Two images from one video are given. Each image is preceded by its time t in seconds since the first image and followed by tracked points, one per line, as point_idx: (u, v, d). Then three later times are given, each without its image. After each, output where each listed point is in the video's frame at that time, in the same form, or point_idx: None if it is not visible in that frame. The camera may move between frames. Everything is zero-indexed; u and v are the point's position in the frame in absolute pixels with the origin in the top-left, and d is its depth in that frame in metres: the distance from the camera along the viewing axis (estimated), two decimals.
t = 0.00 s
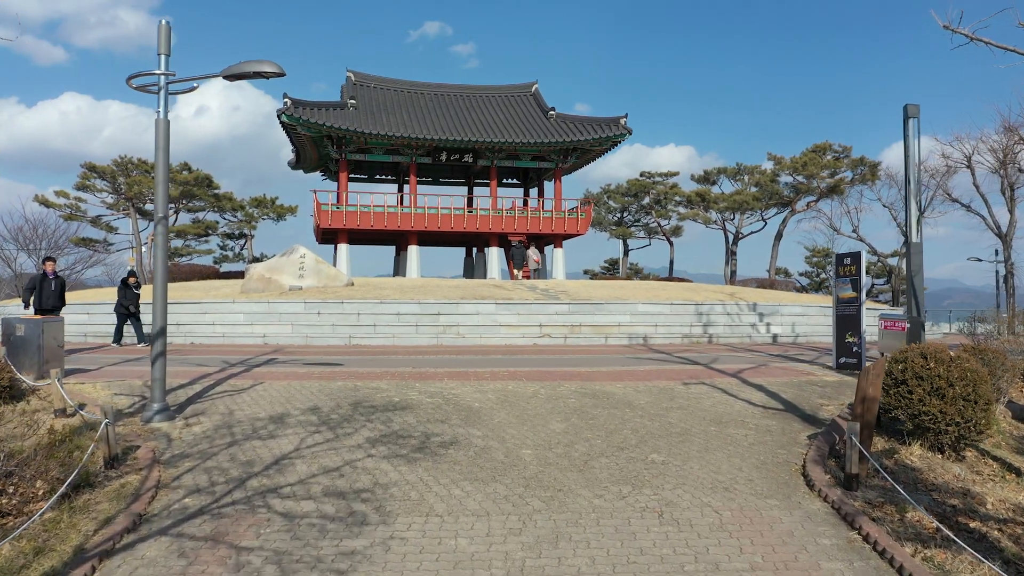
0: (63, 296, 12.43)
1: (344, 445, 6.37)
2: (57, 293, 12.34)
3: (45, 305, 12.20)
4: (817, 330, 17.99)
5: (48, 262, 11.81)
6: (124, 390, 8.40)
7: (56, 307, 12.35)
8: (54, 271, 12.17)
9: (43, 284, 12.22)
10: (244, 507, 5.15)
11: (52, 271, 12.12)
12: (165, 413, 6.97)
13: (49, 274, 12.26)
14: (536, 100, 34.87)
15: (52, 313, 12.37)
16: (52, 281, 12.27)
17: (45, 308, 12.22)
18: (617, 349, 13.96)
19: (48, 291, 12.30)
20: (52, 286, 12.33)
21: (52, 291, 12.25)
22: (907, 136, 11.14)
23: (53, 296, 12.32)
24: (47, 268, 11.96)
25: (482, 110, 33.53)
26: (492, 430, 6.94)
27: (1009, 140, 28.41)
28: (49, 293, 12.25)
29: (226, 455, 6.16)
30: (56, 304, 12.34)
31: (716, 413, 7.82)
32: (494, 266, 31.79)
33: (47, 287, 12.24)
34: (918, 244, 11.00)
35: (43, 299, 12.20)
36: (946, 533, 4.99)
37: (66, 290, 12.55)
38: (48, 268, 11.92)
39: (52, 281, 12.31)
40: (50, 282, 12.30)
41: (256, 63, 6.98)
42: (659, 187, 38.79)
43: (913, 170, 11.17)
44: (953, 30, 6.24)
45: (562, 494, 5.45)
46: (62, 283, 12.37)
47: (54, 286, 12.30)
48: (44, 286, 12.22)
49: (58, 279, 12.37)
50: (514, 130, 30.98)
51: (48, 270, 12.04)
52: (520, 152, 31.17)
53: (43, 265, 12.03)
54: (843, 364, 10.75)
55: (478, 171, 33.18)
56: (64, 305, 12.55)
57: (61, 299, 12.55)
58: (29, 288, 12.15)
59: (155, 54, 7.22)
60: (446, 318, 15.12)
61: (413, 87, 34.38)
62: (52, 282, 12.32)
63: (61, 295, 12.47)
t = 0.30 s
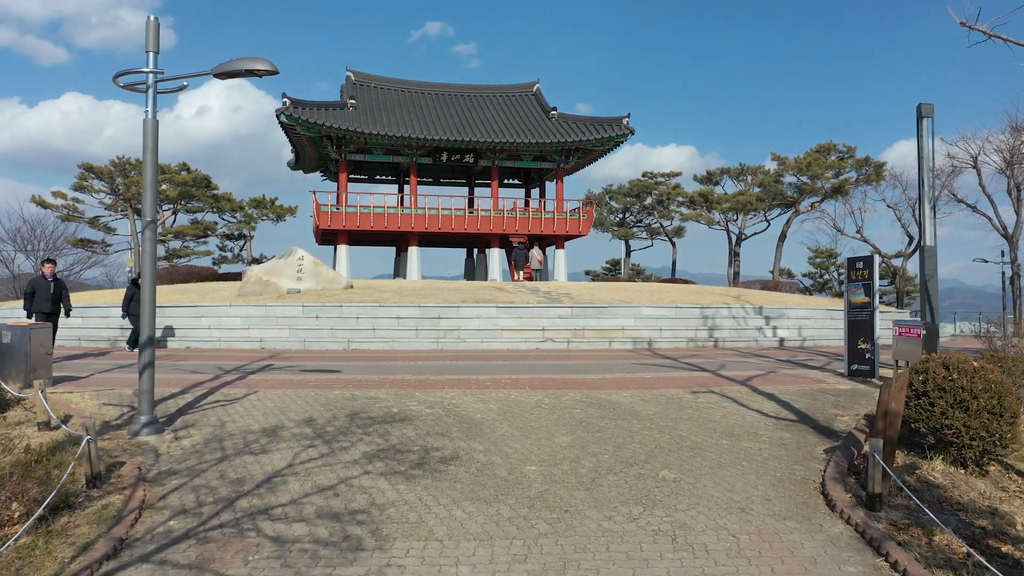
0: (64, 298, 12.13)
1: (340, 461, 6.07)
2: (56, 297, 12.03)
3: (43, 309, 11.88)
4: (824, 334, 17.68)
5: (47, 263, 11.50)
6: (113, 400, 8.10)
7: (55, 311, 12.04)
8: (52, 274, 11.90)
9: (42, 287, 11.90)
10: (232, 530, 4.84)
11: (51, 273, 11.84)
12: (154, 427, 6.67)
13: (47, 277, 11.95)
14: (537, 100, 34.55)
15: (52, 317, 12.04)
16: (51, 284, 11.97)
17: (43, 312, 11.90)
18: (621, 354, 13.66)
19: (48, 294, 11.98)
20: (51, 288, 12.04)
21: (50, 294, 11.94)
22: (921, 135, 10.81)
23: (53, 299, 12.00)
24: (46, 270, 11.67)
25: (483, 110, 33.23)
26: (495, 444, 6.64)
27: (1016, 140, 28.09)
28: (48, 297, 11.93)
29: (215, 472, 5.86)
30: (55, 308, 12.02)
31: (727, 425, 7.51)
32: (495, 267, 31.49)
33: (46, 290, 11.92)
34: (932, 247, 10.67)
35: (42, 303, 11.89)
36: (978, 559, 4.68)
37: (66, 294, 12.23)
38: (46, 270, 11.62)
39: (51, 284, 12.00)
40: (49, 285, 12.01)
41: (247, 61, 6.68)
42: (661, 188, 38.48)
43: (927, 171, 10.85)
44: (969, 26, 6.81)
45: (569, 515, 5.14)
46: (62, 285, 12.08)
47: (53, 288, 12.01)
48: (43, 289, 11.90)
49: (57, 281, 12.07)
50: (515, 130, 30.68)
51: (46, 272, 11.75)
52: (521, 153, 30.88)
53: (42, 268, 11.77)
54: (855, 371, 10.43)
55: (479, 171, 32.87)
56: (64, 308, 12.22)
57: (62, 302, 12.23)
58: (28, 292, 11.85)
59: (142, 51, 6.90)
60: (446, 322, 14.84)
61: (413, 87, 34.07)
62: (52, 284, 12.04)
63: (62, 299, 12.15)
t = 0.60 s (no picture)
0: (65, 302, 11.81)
1: (334, 480, 5.77)
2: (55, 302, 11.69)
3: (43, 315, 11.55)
4: (831, 338, 17.38)
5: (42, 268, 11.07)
6: (101, 412, 7.80)
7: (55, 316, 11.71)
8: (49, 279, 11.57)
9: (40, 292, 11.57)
10: (219, 558, 4.54)
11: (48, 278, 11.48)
12: (141, 442, 6.38)
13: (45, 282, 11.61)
14: (539, 100, 34.25)
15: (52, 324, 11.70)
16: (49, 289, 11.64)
17: (42, 318, 11.56)
18: (626, 360, 13.35)
19: (48, 299, 11.64)
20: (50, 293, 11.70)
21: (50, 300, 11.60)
22: (935, 137, 10.52)
23: (53, 304, 11.67)
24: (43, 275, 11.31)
25: (484, 110, 32.93)
26: (497, 461, 6.34)
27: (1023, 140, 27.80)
28: (47, 302, 11.61)
29: (203, 492, 5.56)
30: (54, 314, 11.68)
31: (739, 439, 7.20)
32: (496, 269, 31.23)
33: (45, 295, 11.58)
34: (947, 252, 10.37)
35: (41, 308, 11.55)
36: None
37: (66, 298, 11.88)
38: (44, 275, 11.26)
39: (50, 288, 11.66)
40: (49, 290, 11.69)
41: (240, 60, 6.39)
42: (664, 189, 38.17)
43: (941, 174, 10.55)
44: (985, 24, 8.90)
45: (577, 541, 4.82)
46: (61, 289, 11.78)
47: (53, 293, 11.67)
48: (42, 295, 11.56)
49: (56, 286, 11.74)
50: (516, 130, 30.39)
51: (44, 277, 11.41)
52: (522, 153, 30.59)
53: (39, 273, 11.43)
54: (868, 380, 10.11)
55: (480, 172, 32.58)
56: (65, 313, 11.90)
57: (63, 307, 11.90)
58: (27, 298, 11.51)
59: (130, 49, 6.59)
60: (447, 326, 14.54)
61: (414, 87, 33.77)
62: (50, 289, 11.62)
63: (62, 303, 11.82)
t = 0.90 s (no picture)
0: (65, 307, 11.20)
1: (329, 502, 5.47)
2: (55, 306, 11.08)
3: (41, 320, 10.91)
4: (839, 343, 17.08)
5: (43, 270, 10.65)
6: (88, 425, 7.51)
7: (54, 322, 11.09)
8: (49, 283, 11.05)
9: (38, 296, 10.94)
10: None
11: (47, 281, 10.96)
12: (127, 459, 6.07)
13: (43, 285, 11.01)
14: (541, 100, 33.97)
15: (51, 330, 11.06)
16: (48, 293, 11.04)
17: (39, 323, 10.92)
18: (631, 366, 13.06)
19: (46, 304, 11.03)
20: (49, 297, 11.09)
21: (49, 304, 11.00)
22: (950, 138, 10.23)
23: (52, 309, 11.07)
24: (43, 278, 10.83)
25: (485, 110, 32.65)
26: (500, 479, 6.03)
27: None
28: (46, 307, 10.98)
29: (190, 514, 5.26)
30: (53, 319, 11.06)
31: (752, 454, 6.90)
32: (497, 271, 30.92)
33: (43, 299, 10.97)
34: (962, 257, 10.08)
35: (38, 314, 10.90)
36: None
37: (63, 303, 11.33)
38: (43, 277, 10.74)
39: (48, 292, 11.06)
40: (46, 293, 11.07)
41: (230, 59, 6.11)
42: (667, 189, 37.85)
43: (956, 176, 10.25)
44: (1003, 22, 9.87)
45: (586, 571, 4.51)
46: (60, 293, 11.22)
47: (52, 296, 11.07)
48: (40, 299, 10.94)
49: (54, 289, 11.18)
50: (518, 131, 30.11)
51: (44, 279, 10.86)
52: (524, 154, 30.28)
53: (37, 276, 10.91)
54: (881, 389, 9.80)
55: (481, 173, 32.29)
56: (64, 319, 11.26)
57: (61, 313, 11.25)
58: (23, 302, 10.84)
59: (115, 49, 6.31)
60: (447, 331, 14.26)
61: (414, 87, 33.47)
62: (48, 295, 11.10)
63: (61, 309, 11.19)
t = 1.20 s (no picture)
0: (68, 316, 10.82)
1: (320, 525, 5.17)
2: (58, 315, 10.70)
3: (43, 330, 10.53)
4: (846, 348, 16.76)
5: (47, 277, 10.42)
6: (72, 438, 7.22)
7: (57, 331, 10.70)
8: (52, 290, 10.67)
9: (42, 304, 10.58)
10: None
11: (51, 289, 10.62)
12: (110, 478, 5.77)
13: (47, 292, 10.66)
14: (542, 100, 33.68)
15: (53, 340, 10.67)
16: (51, 300, 10.66)
17: (42, 333, 10.54)
18: (636, 373, 12.75)
19: (49, 313, 10.65)
20: (53, 305, 10.73)
21: (53, 312, 10.63)
22: (966, 139, 9.92)
23: (55, 318, 10.69)
24: (46, 285, 10.52)
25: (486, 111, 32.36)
26: (502, 500, 5.73)
27: None
28: (49, 315, 10.61)
29: (173, 540, 4.95)
30: (56, 328, 10.68)
31: (765, 471, 6.60)
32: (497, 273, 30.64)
33: (47, 308, 10.60)
34: (978, 262, 9.77)
35: (40, 322, 10.53)
36: None
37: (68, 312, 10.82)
38: (47, 283, 10.49)
39: (53, 300, 10.71)
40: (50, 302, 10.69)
41: (217, 57, 5.81)
42: (669, 190, 37.52)
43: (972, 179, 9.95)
44: None
45: None
46: (63, 301, 10.83)
47: (55, 304, 10.70)
48: (43, 307, 10.58)
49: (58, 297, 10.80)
50: (519, 131, 29.83)
51: (47, 287, 10.54)
52: (525, 154, 29.99)
53: (39, 283, 10.57)
54: (895, 399, 9.49)
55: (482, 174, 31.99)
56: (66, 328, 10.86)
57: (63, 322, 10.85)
58: (25, 310, 10.48)
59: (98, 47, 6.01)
60: (447, 337, 13.97)
61: (414, 87, 33.18)
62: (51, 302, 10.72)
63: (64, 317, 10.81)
